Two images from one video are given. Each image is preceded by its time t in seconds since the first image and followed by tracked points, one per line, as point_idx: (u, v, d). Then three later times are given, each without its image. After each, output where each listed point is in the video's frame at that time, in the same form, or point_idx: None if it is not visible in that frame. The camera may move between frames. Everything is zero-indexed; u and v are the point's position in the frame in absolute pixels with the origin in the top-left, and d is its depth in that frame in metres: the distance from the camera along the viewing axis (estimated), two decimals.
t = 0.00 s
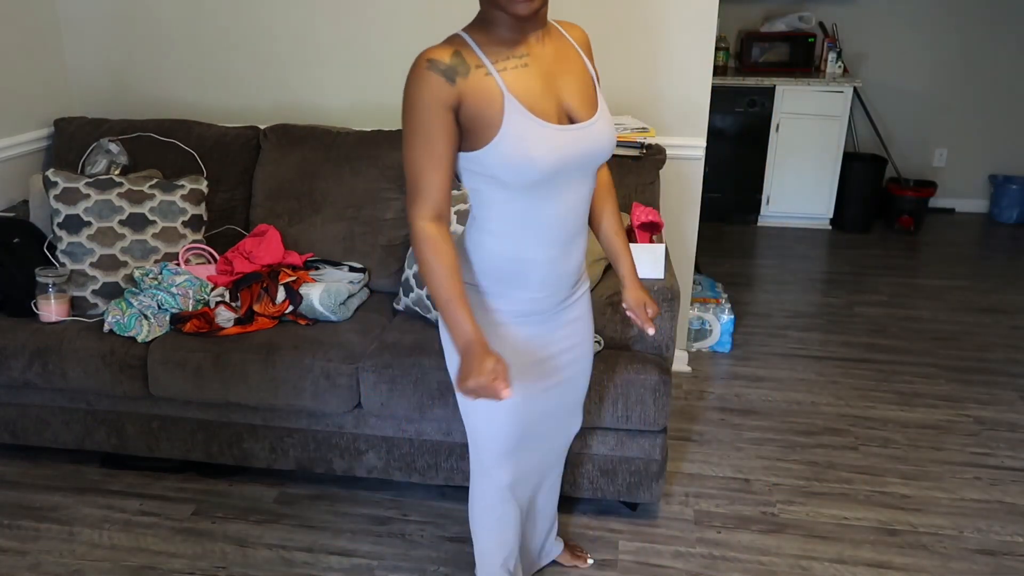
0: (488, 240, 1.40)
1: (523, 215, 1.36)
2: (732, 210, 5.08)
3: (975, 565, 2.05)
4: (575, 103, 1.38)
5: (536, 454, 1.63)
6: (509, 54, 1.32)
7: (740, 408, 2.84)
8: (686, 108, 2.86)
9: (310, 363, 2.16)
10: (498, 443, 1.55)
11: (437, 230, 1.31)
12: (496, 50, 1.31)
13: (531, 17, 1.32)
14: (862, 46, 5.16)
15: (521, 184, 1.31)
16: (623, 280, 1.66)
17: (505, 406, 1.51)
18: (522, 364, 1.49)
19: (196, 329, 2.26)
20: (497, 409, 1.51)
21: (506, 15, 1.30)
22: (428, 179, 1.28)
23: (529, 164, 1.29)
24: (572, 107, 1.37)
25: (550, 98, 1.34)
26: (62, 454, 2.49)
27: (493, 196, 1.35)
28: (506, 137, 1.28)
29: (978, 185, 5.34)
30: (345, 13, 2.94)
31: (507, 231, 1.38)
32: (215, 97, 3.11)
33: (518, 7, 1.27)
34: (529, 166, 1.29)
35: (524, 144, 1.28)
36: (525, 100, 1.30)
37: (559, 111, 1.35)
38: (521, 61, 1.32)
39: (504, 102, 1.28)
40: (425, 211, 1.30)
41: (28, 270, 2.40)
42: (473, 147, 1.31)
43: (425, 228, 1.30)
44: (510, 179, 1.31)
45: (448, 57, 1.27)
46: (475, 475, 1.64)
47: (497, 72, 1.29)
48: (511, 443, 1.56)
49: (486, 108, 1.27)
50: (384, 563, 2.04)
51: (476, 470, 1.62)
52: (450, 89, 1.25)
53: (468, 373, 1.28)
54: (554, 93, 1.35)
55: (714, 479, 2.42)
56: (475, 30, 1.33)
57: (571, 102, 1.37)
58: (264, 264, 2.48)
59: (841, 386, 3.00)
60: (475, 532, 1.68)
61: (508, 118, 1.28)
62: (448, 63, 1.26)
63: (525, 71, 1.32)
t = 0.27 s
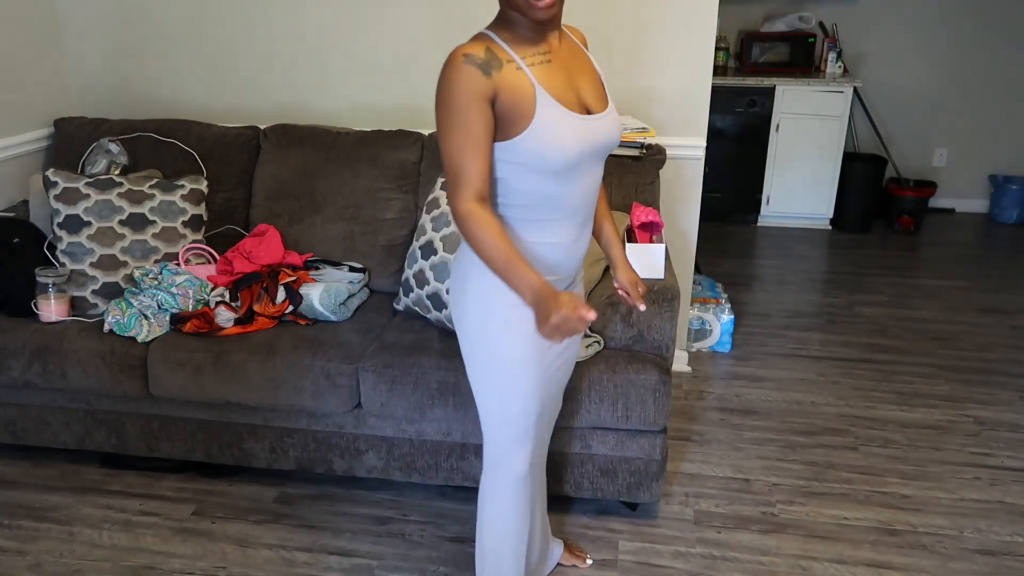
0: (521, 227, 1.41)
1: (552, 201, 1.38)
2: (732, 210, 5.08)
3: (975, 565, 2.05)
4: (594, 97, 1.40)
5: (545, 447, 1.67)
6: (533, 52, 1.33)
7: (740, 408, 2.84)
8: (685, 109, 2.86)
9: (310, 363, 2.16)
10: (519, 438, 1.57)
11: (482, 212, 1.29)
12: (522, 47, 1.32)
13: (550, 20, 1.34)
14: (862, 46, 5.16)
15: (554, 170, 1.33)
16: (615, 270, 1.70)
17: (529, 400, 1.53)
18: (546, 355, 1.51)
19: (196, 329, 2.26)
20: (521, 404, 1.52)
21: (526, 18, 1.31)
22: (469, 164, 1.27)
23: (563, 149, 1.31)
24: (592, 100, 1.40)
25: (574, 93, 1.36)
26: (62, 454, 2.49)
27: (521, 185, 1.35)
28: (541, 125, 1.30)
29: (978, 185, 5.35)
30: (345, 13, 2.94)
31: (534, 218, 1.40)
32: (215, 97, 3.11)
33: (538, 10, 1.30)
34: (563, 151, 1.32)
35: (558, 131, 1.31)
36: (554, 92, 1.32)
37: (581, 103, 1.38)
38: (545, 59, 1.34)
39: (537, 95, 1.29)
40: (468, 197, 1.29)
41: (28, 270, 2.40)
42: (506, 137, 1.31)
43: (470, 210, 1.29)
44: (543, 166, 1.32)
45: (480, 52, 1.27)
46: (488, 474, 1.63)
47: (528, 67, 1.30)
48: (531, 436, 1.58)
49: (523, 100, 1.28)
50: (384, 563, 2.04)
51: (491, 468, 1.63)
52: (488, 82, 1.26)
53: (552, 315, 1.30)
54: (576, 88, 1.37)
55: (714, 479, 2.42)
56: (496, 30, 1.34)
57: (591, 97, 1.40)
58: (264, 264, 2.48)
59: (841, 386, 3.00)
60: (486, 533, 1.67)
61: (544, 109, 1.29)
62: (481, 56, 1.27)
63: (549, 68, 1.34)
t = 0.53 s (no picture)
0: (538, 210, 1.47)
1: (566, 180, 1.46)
2: (732, 210, 5.08)
3: (975, 565, 2.05)
4: (601, 89, 1.50)
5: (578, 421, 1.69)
6: (549, 42, 1.42)
7: (740, 408, 2.84)
8: (685, 110, 2.86)
9: (310, 363, 2.16)
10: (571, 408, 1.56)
11: (503, 183, 1.34)
12: (541, 38, 1.41)
13: (563, 15, 1.43)
14: (862, 46, 5.16)
15: (573, 152, 1.42)
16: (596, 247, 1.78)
17: (577, 364, 1.54)
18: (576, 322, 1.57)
19: (196, 329, 2.26)
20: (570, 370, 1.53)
21: (542, 10, 1.41)
22: (492, 140, 1.32)
23: (583, 134, 1.40)
24: (599, 91, 1.50)
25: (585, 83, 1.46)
26: (62, 454, 2.49)
27: (541, 165, 1.42)
28: (564, 111, 1.38)
29: (978, 185, 5.35)
30: (345, 13, 2.94)
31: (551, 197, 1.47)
32: (215, 97, 3.11)
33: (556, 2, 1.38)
34: (585, 133, 1.40)
35: (578, 116, 1.40)
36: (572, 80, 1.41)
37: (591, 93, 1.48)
38: (559, 50, 1.43)
39: (558, 81, 1.38)
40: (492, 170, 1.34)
41: (28, 270, 2.40)
42: (530, 121, 1.38)
43: (495, 181, 1.34)
44: (564, 149, 1.40)
45: (507, 40, 1.34)
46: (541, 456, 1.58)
47: (548, 56, 1.38)
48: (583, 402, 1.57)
49: (545, 85, 1.36)
50: (384, 563, 2.04)
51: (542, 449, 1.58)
52: (516, 66, 1.33)
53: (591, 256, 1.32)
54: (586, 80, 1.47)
55: (714, 479, 2.42)
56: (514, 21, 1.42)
57: (598, 88, 1.50)
58: (264, 264, 2.48)
59: (841, 386, 3.00)
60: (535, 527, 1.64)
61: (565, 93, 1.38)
62: (508, 43, 1.34)
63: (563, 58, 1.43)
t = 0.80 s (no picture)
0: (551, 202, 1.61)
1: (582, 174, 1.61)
2: (732, 210, 5.08)
3: (975, 565, 2.05)
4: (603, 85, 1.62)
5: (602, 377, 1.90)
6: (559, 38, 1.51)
7: (740, 408, 2.84)
8: (685, 110, 2.86)
9: (310, 363, 2.16)
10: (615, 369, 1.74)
11: (522, 164, 1.43)
12: (554, 34, 1.49)
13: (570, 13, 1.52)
14: (862, 46, 5.16)
15: (583, 143, 1.55)
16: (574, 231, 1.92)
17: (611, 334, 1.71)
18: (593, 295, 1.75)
19: (196, 329, 2.26)
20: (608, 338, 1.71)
21: (550, 7, 1.48)
22: (512, 128, 1.41)
23: (597, 126, 1.54)
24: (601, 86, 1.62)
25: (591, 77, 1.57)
26: (62, 454, 2.49)
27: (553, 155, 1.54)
28: (580, 104, 1.50)
29: (978, 185, 5.35)
30: (344, 13, 2.94)
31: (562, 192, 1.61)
32: (215, 97, 3.11)
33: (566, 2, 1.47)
34: (596, 127, 1.54)
35: (592, 110, 1.53)
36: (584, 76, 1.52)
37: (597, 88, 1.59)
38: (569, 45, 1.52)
39: (574, 76, 1.49)
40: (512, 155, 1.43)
41: (28, 270, 2.39)
42: (550, 112, 1.48)
43: (516, 165, 1.42)
44: (580, 139, 1.53)
45: (529, 34, 1.43)
46: (598, 418, 1.76)
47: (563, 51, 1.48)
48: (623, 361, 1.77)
49: (562, 77, 1.46)
50: (384, 563, 2.04)
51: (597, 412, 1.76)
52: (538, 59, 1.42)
53: (617, 213, 1.42)
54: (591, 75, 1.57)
55: (714, 479, 2.42)
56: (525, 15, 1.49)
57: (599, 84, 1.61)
58: (264, 264, 2.48)
59: (841, 386, 3.00)
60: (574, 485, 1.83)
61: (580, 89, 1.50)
62: (529, 37, 1.43)
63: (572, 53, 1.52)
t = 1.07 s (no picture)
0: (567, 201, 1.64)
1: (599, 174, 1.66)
2: (732, 210, 5.08)
3: (975, 565, 2.05)
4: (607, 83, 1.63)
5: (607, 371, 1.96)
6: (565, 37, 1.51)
7: (740, 408, 2.84)
8: (685, 110, 2.86)
9: (310, 363, 2.16)
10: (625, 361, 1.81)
11: (542, 163, 1.43)
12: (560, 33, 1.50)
13: (575, 12, 1.53)
14: (862, 46, 5.16)
15: (595, 142, 1.56)
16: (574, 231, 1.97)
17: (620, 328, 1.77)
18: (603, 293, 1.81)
19: (196, 329, 2.26)
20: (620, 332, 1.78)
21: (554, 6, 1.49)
22: (531, 128, 1.41)
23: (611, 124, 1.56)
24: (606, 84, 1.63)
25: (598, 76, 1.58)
26: (62, 454, 2.49)
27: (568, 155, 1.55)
28: (594, 102, 1.52)
29: (978, 185, 5.35)
30: (345, 13, 2.94)
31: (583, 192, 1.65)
32: (215, 97, 3.11)
33: None
34: (607, 125, 1.55)
35: (605, 107, 1.54)
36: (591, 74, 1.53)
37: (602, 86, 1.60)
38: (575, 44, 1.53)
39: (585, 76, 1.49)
40: (531, 154, 1.43)
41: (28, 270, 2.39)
42: (565, 112, 1.49)
43: (536, 164, 1.43)
44: (594, 137, 1.54)
45: (541, 36, 1.43)
46: (611, 410, 1.82)
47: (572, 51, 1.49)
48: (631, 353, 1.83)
49: (575, 78, 1.47)
50: (384, 563, 2.04)
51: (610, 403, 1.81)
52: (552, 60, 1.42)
53: (654, 198, 1.43)
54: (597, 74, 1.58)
55: (714, 479, 2.42)
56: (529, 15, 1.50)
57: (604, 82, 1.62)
58: (264, 264, 2.48)
59: (841, 386, 3.00)
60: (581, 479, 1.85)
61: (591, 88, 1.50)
62: (544, 38, 1.44)
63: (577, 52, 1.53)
